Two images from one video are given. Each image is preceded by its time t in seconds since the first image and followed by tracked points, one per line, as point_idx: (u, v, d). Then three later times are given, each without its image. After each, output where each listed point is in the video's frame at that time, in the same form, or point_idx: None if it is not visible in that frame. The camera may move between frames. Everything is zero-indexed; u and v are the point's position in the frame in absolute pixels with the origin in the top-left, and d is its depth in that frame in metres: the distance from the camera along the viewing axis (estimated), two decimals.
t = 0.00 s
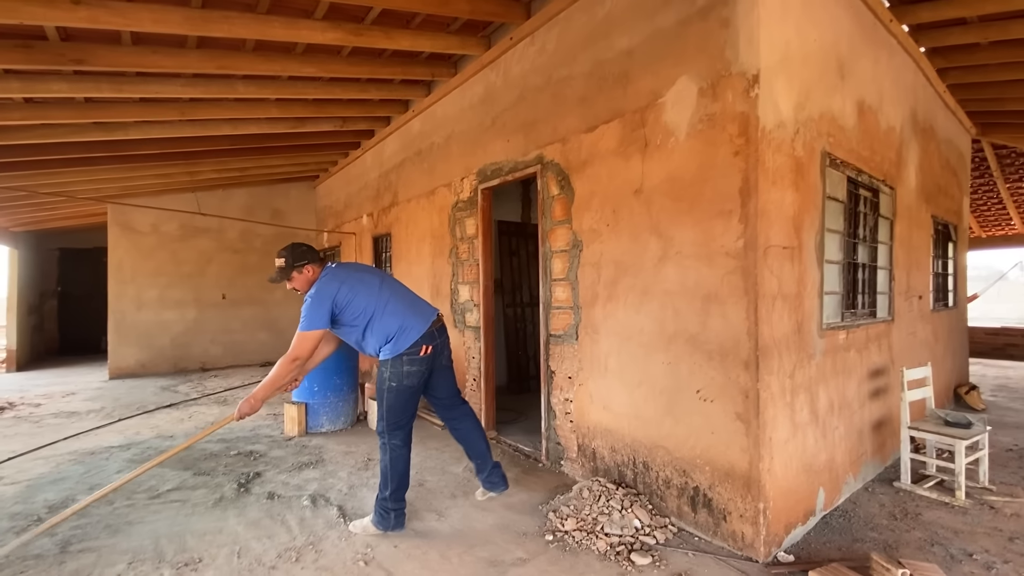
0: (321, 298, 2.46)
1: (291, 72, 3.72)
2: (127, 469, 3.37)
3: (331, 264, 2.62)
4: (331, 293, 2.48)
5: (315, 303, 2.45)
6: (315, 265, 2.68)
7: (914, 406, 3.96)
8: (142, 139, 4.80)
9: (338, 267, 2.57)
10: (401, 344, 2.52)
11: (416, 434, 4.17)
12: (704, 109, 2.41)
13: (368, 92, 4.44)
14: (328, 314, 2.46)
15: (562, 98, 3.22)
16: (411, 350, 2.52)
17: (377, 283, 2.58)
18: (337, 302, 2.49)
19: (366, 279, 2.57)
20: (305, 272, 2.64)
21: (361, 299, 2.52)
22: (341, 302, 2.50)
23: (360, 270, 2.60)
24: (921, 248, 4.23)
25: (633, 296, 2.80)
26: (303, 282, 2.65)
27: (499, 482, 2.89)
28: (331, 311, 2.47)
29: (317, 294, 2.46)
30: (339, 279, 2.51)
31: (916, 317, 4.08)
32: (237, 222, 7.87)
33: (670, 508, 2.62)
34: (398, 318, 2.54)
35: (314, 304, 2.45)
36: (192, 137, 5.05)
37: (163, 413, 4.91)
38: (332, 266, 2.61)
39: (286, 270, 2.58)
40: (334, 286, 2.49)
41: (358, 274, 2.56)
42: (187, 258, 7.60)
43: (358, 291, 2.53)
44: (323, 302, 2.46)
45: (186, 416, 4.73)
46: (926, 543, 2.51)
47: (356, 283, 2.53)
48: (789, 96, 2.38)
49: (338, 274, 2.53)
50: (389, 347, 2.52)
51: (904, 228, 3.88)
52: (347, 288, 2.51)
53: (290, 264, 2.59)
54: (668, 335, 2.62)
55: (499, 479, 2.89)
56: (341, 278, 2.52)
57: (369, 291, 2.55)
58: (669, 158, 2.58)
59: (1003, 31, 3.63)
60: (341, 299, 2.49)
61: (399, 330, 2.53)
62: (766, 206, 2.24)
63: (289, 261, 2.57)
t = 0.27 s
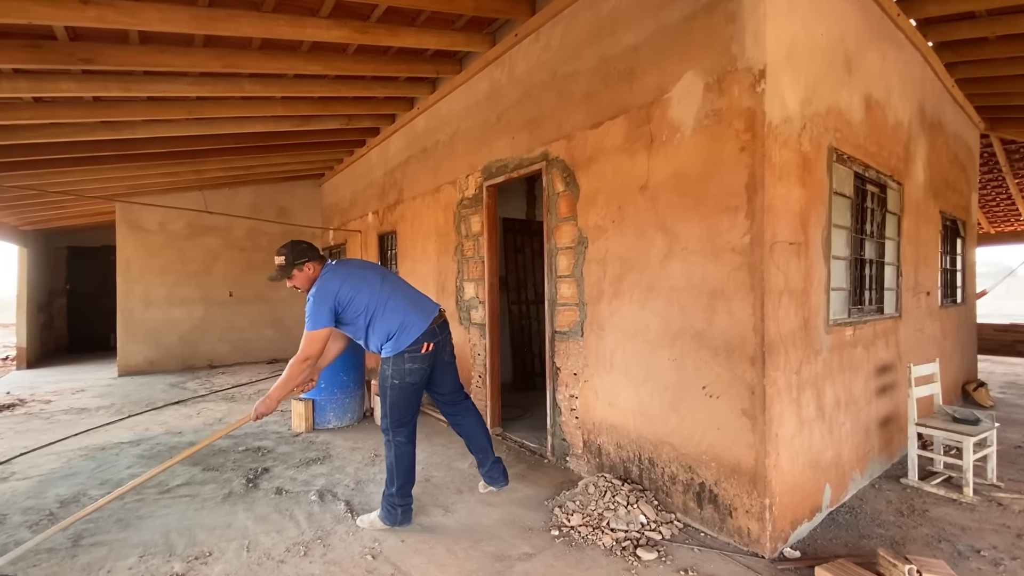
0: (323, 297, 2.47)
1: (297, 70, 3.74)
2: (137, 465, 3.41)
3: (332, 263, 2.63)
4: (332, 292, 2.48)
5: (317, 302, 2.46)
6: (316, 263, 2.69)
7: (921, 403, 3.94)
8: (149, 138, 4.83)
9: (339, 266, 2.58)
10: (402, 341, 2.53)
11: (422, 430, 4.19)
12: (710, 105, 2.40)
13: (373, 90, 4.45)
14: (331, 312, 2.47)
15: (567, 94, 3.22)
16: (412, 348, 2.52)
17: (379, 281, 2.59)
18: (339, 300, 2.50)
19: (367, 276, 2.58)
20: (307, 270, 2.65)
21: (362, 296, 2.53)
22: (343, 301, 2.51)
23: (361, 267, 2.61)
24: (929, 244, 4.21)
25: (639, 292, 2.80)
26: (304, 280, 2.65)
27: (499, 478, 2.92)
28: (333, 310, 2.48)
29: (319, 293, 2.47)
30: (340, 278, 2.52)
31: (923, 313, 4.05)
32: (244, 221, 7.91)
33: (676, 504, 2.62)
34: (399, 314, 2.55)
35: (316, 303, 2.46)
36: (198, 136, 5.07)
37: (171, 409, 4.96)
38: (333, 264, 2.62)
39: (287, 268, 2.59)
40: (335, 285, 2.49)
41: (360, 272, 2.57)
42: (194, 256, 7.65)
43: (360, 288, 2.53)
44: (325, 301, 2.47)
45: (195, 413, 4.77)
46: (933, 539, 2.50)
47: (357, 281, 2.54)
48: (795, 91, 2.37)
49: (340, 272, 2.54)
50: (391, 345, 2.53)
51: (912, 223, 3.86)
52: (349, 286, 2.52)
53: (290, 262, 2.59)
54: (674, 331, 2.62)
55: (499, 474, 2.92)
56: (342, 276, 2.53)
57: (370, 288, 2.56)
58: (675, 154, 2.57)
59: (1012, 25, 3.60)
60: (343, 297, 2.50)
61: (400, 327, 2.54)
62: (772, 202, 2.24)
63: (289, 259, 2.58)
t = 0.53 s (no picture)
0: (334, 292, 2.48)
1: (304, 72, 3.77)
2: (149, 463, 3.45)
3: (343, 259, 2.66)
4: (343, 287, 2.50)
5: (329, 297, 2.47)
6: (327, 258, 2.71)
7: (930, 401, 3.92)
8: (159, 140, 4.88)
9: (350, 262, 2.60)
10: (408, 341, 2.54)
11: (429, 429, 4.22)
12: (715, 103, 2.40)
13: (380, 91, 4.47)
14: (341, 308, 2.49)
15: (572, 94, 3.22)
16: (419, 347, 2.54)
17: (387, 279, 2.61)
18: (349, 296, 2.51)
19: (377, 274, 2.60)
20: (318, 264, 2.67)
21: (372, 293, 2.55)
22: (353, 297, 2.52)
23: (371, 265, 2.63)
24: (938, 242, 4.18)
25: (645, 291, 2.80)
26: (314, 274, 2.68)
27: (492, 482, 2.91)
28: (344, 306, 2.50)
29: (329, 287, 2.48)
30: (351, 274, 2.54)
31: (932, 311, 4.03)
32: (252, 221, 7.97)
33: (682, 502, 2.62)
34: (407, 314, 2.57)
35: (326, 298, 2.47)
36: (207, 137, 5.12)
37: (181, 408, 5.01)
38: (343, 261, 2.64)
39: (299, 260, 2.61)
40: (345, 280, 2.51)
41: (370, 269, 2.60)
42: (203, 257, 7.71)
43: (370, 285, 2.55)
44: (336, 296, 2.48)
45: (205, 412, 4.82)
46: (941, 538, 2.49)
47: (367, 278, 2.56)
48: (801, 88, 2.36)
49: (351, 269, 2.56)
50: (397, 344, 2.55)
51: (920, 221, 3.83)
52: (359, 282, 2.54)
53: (302, 255, 2.62)
54: (680, 330, 2.62)
55: (493, 478, 2.90)
56: (353, 272, 2.55)
57: (380, 286, 2.58)
58: (681, 153, 2.57)
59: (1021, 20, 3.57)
60: (353, 293, 2.52)
61: (407, 326, 2.55)
62: (778, 200, 2.24)
63: (302, 252, 2.61)
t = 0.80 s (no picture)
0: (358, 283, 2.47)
1: (310, 77, 3.80)
2: (157, 466, 3.48)
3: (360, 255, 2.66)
4: (364, 281, 2.50)
5: (352, 287, 2.46)
6: (345, 250, 2.71)
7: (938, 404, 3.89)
8: (167, 146, 4.93)
9: (368, 258, 2.61)
10: (417, 343, 2.55)
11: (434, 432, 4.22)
12: (719, 106, 2.41)
13: (385, 96, 4.50)
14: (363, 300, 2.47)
15: (576, 98, 3.23)
16: (427, 350, 2.56)
17: (401, 280, 2.64)
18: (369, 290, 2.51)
19: (392, 273, 2.62)
20: (338, 255, 2.65)
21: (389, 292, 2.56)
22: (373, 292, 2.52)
23: (385, 264, 2.65)
24: (945, 243, 4.16)
25: (650, 294, 2.80)
26: (332, 263, 2.65)
27: (490, 490, 2.85)
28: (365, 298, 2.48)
29: (352, 279, 2.47)
30: (371, 269, 2.55)
31: (940, 313, 4.00)
32: (258, 226, 8.02)
33: (688, 505, 2.62)
34: (418, 316, 2.59)
35: (347, 288, 2.45)
36: (214, 143, 5.17)
37: (189, 412, 5.04)
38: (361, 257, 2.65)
39: (322, 245, 2.58)
40: (366, 273, 2.52)
41: (386, 268, 2.61)
42: (210, 261, 7.77)
43: (387, 283, 2.57)
44: (359, 287, 2.47)
45: (212, 415, 4.85)
46: (950, 542, 2.48)
47: (384, 275, 2.58)
48: (806, 91, 2.36)
49: (370, 264, 2.56)
50: (406, 345, 2.55)
51: (927, 222, 3.81)
52: (378, 278, 2.54)
53: (327, 240, 2.59)
54: (685, 333, 2.62)
55: (489, 487, 2.85)
56: (371, 268, 2.56)
57: (395, 286, 2.60)
58: (685, 156, 2.58)
59: None
60: (372, 288, 2.52)
61: (417, 328, 2.57)
62: (783, 202, 2.24)
63: (328, 236, 2.60)
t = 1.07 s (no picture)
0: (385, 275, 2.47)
1: (316, 81, 3.83)
2: (167, 467, 3.51)
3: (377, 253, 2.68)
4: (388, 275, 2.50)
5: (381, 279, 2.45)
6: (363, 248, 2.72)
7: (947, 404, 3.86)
8: (175, 150, 4.98)
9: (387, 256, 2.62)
10: (429, 343, 2.57)
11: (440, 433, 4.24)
12: (724, 107, 2.41)
13: (390, 99, 4.52)
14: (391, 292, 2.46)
15: (580, 99, 3.24)
16: (439, 351, 2.57)
17: (417, 280, 2.66)
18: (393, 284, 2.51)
19: (409, 272, 2.63)
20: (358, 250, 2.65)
21: (407, 289, 2.58)
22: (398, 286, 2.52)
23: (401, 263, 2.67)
24: (954, 243, 4.12)
25: (655, 296, 2.80)
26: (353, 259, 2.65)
27: (494, 494, 2.83)
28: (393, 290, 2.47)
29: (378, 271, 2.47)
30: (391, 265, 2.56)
31: (948, 313, 3.97)
32: (265, 228, 8.08)
33: (695, 507, 2.62)
34: (431, 316, 2.61)
35: (371, 281, 2.44)
36: (222, 147, 5.21)
37: (198, 413, 5.09)
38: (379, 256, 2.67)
39: (345, 239, 2.59)
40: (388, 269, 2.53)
41: (404, 266, 2.63)
42: (218, 263, 7.83)
43: (406, 280, 2.58)
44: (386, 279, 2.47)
45: (221, 416, 4.89)
46: (959, 544, 2.46)
47: (403, 273, 2.59)
48: (811, 91, 2.35)
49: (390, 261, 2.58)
50: (418, 345, 2.57)
51: (935, 221, 3.79)
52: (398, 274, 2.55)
53: (348, 235, 2.61)
54: (691, 335, 2.62)
55: (494, 490, 2.83)
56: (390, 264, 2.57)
57: (412, 284, 2.61)
58: (690, 157, 2.58)
59: None
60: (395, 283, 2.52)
61: (430, 329, 2.59)
62: (788, 204, 2.23)
63: (349, 231, 2.61)
